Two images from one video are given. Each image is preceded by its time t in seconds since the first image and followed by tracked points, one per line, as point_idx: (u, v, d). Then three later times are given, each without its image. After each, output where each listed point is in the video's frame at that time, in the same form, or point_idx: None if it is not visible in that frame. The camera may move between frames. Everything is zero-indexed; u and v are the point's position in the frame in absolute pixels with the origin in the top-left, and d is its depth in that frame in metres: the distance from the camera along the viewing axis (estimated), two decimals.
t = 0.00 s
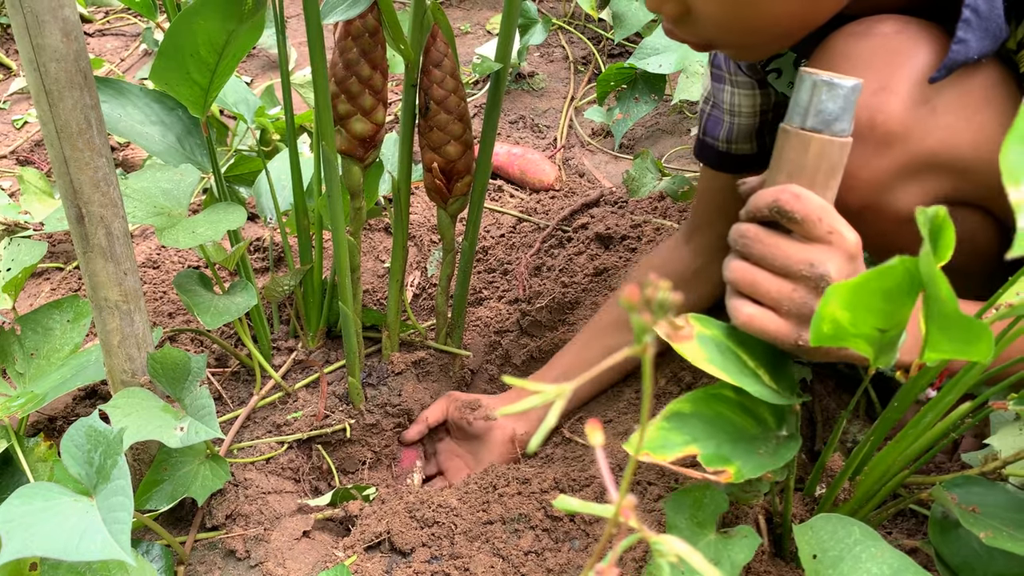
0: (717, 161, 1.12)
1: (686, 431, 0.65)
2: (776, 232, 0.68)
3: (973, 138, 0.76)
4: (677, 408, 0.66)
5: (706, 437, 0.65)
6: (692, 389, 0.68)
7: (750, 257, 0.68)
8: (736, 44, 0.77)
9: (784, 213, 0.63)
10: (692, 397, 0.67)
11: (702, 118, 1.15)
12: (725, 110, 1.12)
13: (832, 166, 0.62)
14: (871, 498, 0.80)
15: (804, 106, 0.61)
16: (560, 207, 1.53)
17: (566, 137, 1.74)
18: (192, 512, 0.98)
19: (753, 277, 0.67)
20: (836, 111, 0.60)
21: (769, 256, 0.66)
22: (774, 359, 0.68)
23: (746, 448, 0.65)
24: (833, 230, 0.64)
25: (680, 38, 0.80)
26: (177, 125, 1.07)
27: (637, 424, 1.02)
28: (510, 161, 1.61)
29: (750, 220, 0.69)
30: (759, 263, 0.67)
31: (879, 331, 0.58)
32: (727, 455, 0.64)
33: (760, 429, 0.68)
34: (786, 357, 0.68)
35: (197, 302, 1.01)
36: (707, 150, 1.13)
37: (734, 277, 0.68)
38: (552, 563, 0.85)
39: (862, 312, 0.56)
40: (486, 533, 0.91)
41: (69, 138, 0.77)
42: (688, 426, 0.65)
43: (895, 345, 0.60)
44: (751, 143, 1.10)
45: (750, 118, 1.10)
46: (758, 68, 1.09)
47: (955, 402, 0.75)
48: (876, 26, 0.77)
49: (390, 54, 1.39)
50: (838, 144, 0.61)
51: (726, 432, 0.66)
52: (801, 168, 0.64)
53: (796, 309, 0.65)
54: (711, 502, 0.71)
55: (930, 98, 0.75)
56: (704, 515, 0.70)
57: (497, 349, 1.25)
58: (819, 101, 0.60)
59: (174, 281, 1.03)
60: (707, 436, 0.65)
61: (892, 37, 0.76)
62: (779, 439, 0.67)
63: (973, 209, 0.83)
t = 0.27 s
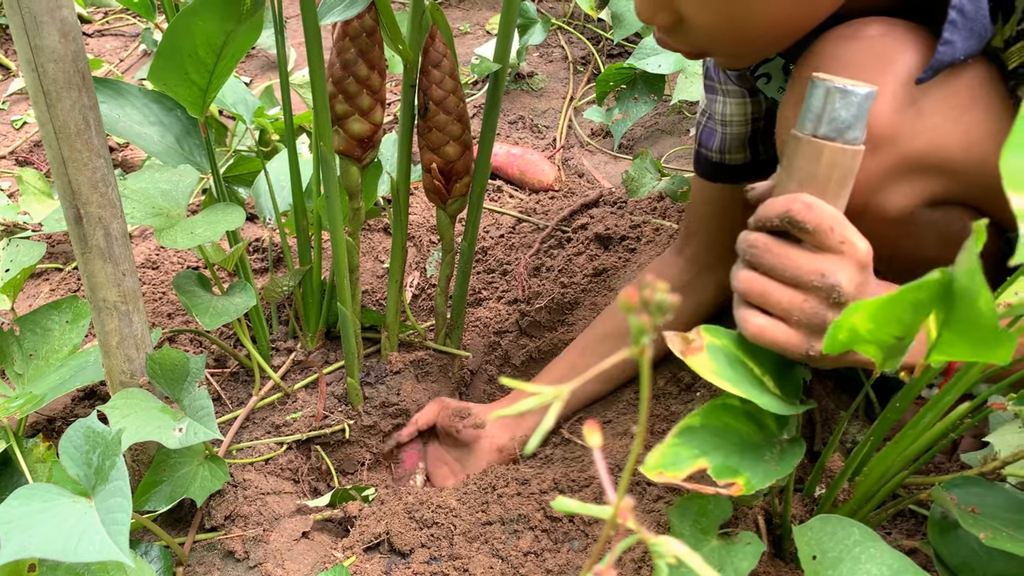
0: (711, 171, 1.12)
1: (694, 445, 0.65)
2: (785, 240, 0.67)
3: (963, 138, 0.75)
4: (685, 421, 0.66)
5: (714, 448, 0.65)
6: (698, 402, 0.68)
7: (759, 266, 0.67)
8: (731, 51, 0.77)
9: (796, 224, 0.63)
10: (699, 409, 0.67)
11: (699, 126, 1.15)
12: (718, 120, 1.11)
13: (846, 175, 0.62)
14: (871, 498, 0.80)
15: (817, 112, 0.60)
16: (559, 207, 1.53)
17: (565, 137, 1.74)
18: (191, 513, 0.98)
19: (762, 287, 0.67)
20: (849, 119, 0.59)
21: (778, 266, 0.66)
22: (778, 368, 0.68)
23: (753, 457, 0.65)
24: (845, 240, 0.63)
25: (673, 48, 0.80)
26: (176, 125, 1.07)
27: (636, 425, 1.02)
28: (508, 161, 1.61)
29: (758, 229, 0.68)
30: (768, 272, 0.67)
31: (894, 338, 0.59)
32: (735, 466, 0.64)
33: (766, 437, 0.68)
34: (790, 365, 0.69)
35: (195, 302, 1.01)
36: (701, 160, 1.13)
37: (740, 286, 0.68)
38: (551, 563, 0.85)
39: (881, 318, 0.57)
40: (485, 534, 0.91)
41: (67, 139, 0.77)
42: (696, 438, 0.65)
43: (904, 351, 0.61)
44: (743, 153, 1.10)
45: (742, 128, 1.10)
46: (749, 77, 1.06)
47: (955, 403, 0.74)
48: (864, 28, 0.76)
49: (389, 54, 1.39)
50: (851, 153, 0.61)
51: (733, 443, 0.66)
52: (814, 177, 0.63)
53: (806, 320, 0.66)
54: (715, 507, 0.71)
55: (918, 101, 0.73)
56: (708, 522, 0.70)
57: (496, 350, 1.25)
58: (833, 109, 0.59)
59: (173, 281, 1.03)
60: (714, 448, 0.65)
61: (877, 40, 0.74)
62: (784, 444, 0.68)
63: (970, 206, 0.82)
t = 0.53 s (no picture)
0: (715, 169, 1.11)
1: (685, 440, 0.64)
2: (766, 237, 0.67)
3: (976, 138, 0.76)
4: (673, 414, 0.65)
5: (705, 443, 0.65)
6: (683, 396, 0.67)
7: (740, 263, 0.67)
8: (753, 39, 0.75)
9: (776, 220, 0.63)
10: (686, 404, 0.66)
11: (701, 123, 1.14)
12: (724, 117, 1.10)
13: (823, 169, 0.62)
14: (871, 499, 0.80)
15: (794, 108, 0.60)
16: (559, 207, 1.53)
17: (565, 137, 1.74)
18: (190, 513, 0.98)
19: (745, 284, 0.66)
20: (826, 114, 0.59)
21: (760, 264, 0.66)
22: (768, 363, 0.68)
23: (742, 453, 0.65)
24: (827, 236, 0.64)
25: (692, 34, 0.78)
26: (176, 125, 1.06)
27: (635, 425, 1.02)
28: (509, 161, 1.61)
29: (740, 226, 0.68)
30: (750, 269, 0.67)
31: (875, 334, 0.59)
32: (725, 460, 0.64)
33: (753, 431, 0.68)
34: (778, 361, 0.68)
35: (195, 302, 1.01)
36: (705, 157, 1.12)
37: (725, 284, 0.68)
38: (551, 564, 0.85)
39: (857, 316, 0.57)
40: (485, 534, 0.91)
41: (66, 138, 0.77)
42: (684, 432, 0.65)
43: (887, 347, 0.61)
44: (749, 150, 1.10)
45: (749, 126, 1.09)
46: (758, 73, 1.06)
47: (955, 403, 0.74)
48: (878, 25, 0.76)
49: (389, 54, 1.39)
50: (829, 148, 0.60)
51: (721, 437, 0.66)
52: (792, 173, 0.63)
53: (789, 317, 0.65)
54: (712, 508, 0.71)
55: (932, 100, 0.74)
56: (703, 521, 0.70)
57: (496, 350, 1.25)
58: (809, 104, 0.59)
59: (172, 281, 1.03)
60: (703, 442, 0.65)
61: (892, 38, 0.75)
62: (775, 441, 0.68)
63: (972, 207, 0.83)
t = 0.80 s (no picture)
0: (731, 149, 1.10)
1: (698, 432, 0.66)
2: (790, 241, 0.68)
3: (1006, 132, 0.75)
4: (690, 408, 0.67)
5: (717, 437, 0.66)
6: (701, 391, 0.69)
7: (764, 266, 0.68)
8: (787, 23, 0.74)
9: (803, 222, 0.63)
10: (702, 398, 0.68)
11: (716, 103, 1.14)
12: (742, 97, 1.10)
13: (850, 172, 0.62)
14: (873, 498, 0.80)
15: (823, 111, 0.61)
16: (560, 205, 1.53)
17: (566, 135, 1.74)
18: (191, 512, 0.98)
19: (768, 287, 0.68)
20: (855, 117, 0.60)
21: (784, 267, 0.67)
22: (785, 366, 0.69)
23: (754, 449, 0.66)
24: (851, 239, 0.64)
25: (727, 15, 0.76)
26: (176, 123, 1.06)
27: (637, 425, 1.01)
28: (510, 159, 1.60)
29: (764, 228, 0.69)
30: (774, 272, 0.68)
31: (886, 320, 0.59)
32: (736, 456, 0.65)
33: (765, 428, 0.69)
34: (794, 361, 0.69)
35: (195, 301, 1.01)
36: (721, 136, 1.11)
37: (748, 286, 0.69)
38: (552, 563, 0.85)
39: (868, 296, 0.57)
40: (486, 533, 0.91)
41: (67, 137, 0.76)
42: (698, 426, 0.66)
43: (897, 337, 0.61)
44: (766, 133, 1.08)
45: (767, 107, 1.08)
46: (780, 55, 1.07)
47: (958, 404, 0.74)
48: (917, 14, 0.75)
49: (390, 52, 1.38)
50: (856, 151, 0.61)
51: (734, 432, 0.67)
52: (819, 175, 0.63)
53: (811, 320, 0.66)
54: (720, 505, 0.71)
55: (971, 92, 0.74)
56: (711, 519, 0.71)
57: (497, 348, 1.25)
58: (839, 107, 0.60)
59: (173, 280, 1.02)
60: (716, 437, 0.66)
61: (930, 27, 0.74)
62: (786, 438, 0.69)
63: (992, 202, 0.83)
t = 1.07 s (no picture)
0: (730, 133, 1.13)
1: (711, 439, 0.67)
2: (807, 246, 0.69)
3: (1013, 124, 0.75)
4: (704, 415, 0.68)
5: (730, 443, 0.67)
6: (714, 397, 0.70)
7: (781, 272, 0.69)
8: (794, 30, 0.75)
9: (823, 227, 0.64)
10: (715, 404, 0.69)
11: (716, 87, 1.16)
12: (743, 85, 1.12)
13: (871, 177, 0.63)
14: (875, 498, 0.80)
15: (847, 115, 0.61)
16: (562, 204, 1.53)
17: (567, 134, 1.74)
18: (191, 510, 0.98)
19: (786, 293, 0.68)
20: (878, 122, 0.60)
21: (802, 272, 0.68)
22: (796, 370, 0.70)
23: (766, 452, 0.67)
24: (870, 245, 0.65)
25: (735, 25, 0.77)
26: (177, 121, 1.06)
27: (638, 424, 1.01)
28: (510, 158, 1.60)
29: (782, 234, 0.69)
30: (791, 277, 0.69)
31: (892, 326, 0.59)
32: (749, 461, 0.66)
33: (777, 432, 0.70)
34: (806, 365, 0.70)
35: (196, 299, 1.01)
36: (720, 121, 1.14)
37: (765, 291, 0.70)
38: (553, 562, 0.85)
39: (875, 303, 0.57)
40: (487, 532, 0.91)
41: (67, 135, 0.76)
42: (712, 433, 0.67)
43: (903, 342, 0.61)
44: (763, 122, 1.11)
45: (767, 98, 1.10)
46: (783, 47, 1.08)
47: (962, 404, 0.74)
48: (927, 8, 0.73)
49: (391, 51, 1.38)
50: (877, 156, 0.62)
51: (748, 438, 0.68)
52: (840, 180, 0.64)
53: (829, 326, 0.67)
54: (726, 508, 0.71)
55: (985, 87, 0.73)
56: (718, 521, 0.71)
57: (498, 347, 1.25)
58: (863, 111, 0.60)
59: (173, 278, 1.02)
60: (730, 443, 0.67)
61: (942, 23, 0.72)
62: (796, 440, 0.69)
63: (997, 193, 0.84)
